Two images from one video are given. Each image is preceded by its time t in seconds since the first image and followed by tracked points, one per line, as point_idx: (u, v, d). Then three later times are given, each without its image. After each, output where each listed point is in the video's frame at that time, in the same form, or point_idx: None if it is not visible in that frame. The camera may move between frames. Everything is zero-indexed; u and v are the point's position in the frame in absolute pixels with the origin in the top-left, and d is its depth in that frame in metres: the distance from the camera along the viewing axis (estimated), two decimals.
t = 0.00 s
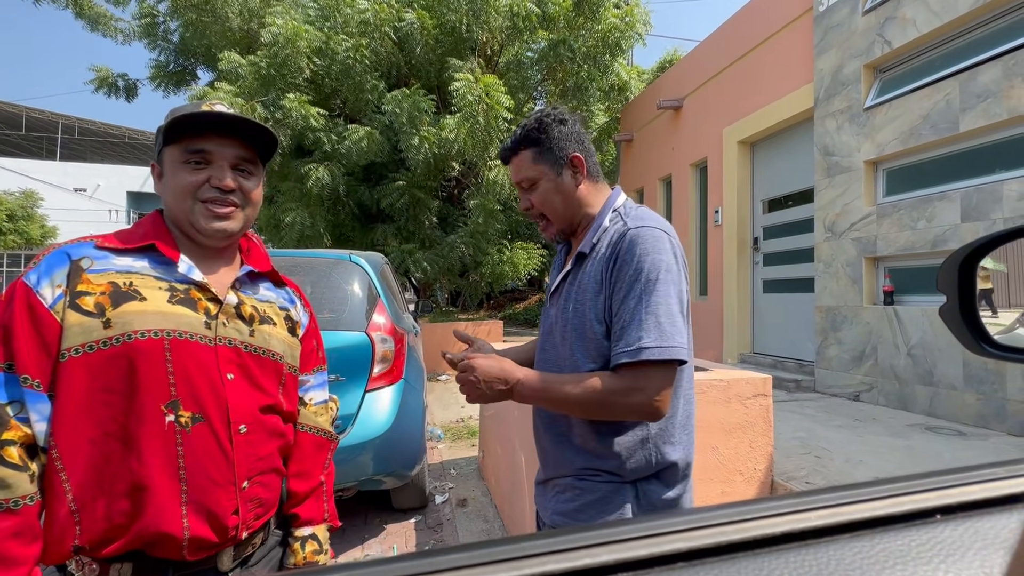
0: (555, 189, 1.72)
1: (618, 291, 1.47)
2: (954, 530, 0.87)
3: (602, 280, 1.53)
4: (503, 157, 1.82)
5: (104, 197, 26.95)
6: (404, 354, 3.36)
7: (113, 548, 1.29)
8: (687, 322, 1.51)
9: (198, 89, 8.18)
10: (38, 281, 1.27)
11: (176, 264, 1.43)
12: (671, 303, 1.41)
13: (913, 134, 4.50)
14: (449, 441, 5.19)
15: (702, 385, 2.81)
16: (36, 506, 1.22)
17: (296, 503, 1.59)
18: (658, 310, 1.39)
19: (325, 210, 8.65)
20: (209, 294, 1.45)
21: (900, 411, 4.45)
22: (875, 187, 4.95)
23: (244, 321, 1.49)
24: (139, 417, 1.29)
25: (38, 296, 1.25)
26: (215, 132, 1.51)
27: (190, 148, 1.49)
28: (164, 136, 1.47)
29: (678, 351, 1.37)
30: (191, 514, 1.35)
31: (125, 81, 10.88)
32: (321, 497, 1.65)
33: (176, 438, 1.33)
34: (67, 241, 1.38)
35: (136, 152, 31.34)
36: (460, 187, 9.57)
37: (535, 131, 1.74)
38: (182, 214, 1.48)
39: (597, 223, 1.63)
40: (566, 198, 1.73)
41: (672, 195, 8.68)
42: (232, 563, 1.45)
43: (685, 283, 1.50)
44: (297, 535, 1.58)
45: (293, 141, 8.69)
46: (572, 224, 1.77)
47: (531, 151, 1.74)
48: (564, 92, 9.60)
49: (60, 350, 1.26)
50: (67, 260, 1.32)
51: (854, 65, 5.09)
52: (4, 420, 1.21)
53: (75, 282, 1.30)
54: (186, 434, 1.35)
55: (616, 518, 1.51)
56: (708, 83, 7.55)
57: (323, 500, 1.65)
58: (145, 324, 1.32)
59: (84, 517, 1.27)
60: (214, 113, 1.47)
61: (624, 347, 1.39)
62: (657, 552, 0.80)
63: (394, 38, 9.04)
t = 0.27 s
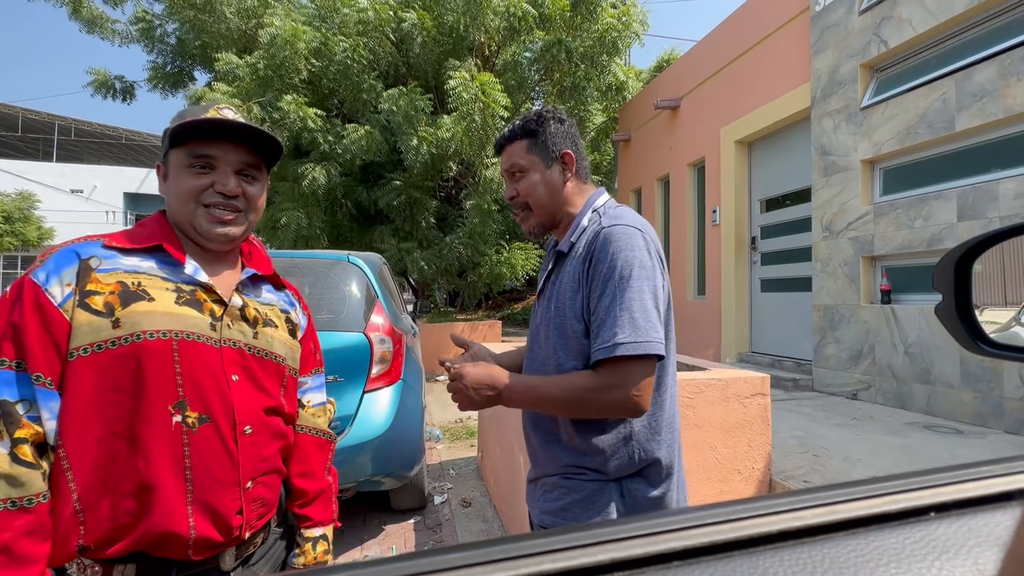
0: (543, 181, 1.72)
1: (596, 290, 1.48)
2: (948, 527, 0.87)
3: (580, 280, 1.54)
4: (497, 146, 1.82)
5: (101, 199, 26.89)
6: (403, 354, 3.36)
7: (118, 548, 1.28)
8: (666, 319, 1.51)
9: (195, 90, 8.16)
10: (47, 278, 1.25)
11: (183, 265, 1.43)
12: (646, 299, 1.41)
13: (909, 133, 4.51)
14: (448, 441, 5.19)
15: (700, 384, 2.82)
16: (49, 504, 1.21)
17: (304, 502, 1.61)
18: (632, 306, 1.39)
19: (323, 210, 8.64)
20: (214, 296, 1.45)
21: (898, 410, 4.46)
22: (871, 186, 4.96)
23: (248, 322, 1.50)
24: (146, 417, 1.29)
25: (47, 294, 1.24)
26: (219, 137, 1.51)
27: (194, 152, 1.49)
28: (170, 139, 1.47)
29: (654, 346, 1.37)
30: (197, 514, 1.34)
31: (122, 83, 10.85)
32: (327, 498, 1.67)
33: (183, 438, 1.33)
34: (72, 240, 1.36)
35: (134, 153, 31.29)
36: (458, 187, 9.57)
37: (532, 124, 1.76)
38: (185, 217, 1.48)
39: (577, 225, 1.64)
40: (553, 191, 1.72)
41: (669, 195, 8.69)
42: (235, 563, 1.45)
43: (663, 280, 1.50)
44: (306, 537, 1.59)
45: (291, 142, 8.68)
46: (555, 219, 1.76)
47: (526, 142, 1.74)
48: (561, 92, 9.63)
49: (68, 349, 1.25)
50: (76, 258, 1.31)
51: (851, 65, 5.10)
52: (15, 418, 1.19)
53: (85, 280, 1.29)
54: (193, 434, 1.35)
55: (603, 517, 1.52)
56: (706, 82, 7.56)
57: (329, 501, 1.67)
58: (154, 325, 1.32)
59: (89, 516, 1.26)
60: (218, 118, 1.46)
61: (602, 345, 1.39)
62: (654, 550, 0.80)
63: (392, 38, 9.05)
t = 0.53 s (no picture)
0: (515, 190, 1.77)
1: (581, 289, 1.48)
2: (945, 526, 0.88)
3: (566, 280, 1.55)
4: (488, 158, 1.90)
5: (99, 200, 26.84)
6: (402, 355, 3.36)
7: (123, 548, 1.28)
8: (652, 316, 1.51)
9: (193, 91, 8.15)
10: (52, 280, 1.25)
11: (187, 266, 1.43)
12: (630, 297, 1.41)
13: (906, 133, 4.52)
14: (447, 442, 5.19)
15: (699, 384, 2.83)
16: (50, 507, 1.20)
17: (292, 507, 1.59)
18: (616, 306, 1.39)
19: (321, 211, 8.64)
20: (219, 297, 1.45)
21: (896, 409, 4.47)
22: (869, 186, 4.97)
23: (252, 324, 1.50)
24: (153, 419, 1.28)
25: (52, 296, 1.24)
26: (228, 140, 1.52)
27: (203, 153, 1.50)
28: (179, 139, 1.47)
29: (639, 344, 1.37)
30: (201, 515, 1.34)
31: (120, 85, 10.84)
32: (314, 501, 1.65)
33: (188, 439, 1.33)
34: (77, 242, 1.36)
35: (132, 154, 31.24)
36: (456, 187, 9.58)
37: (509, 133, 1.80)
38: (192, 218, 1.48)
39: (564, 226, 1.65)
40: (524, 198, 1.76)
41: (668, 195, 8.70)
42: (237, 564, 1.44)
43: (648, 277, 1.51)
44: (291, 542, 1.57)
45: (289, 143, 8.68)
46: (532, 224, 1.80)
47: (503, 153, 1.81)
48: (559, 92, 9.64)
49: (74, 350, 1.25)
50: (81, 259, 1.31)
51: (848, 65, 5.12)
52: (19, 419, 1.19)
53: (91, 281, 1.29)
54: (199, 435, 1.34)
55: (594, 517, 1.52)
56: (703, 82, 7.57)
57: (315, 506, 1.65)
58: (160, 326, 1.31)
59: (94, 517, 1.25)
60: (229, 120, 1.47)
61: (587, 344, 1.39)
62: (654, 549, 0.80)
63: (391, 39, 9.06)
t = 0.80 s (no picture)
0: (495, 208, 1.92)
1: (529, 287, 1.53)
2: (943, 523, 0.89)
3: (520, 280, 1.60)
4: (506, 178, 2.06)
5: (97, 201, 26.80)
6: (401, 356, 3.36)
7: (127, 549, 1.27)
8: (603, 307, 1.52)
9: (191, 92, 8.14)
10: (52, 284, 1.24)
11: (187, 267, 1.43)
12: (567, 290, 1.43)
13: (904, 133, 4.53)
14: (446, 443, 5.19)
15: (698, 384, 2.83)
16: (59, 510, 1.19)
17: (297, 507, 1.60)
18: (550, 299, 1.43)
19: (319, 212, 8.63)
20: (218, 298, 1.45)
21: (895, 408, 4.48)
22: (867, 186, 4.98)
23: (252, 325, 1.50)
24: (154, 421, 1.28)
25: (52, 300, 1.23)
26: (228, 139, 1.52)
27: (203, 152, 1.50)
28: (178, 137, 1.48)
29: (576, 334, 1.38)
30: (204, 516, 1.34)
31: (118, 85, 10.83)
32: (320, 501, 1.66)
33: (189, 440, 1.33)
34: (75, 245, 1.35)
35: (130, 156, 31.21)
36: (455, 188, 9.58)
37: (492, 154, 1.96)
38: (189, 216, 1.48)
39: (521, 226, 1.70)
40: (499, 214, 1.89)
41: (666, 195, 8.71)
42: (240, 564, 1.44)
43: (593, 268, 1.52)
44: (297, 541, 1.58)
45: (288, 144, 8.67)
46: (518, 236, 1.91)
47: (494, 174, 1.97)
48: (557, 93, 9.66)
49: (76, 354, 1.24)
50: (80, 263, 1.30)
51: (845, 65, 5.13)
52: (23, 424, 1.18)
53: (91, 285, 1.28)
54: (200, 436, 1.34)
55: (572, 517, 1.53)
56: (701, 83, 7.58)
57: (321, 505, 1.65)
58: (161, 328, 1.31)
59: (98, 519, 1.25)
60: (229, 118, 1.48)
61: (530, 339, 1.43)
62: (653, 548, 0.81)
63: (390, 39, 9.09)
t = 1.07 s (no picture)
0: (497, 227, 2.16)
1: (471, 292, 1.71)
2: (935, 521, 0.89)
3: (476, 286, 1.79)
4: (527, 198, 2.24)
5: (95, 202, 26.75)
6: (399, 357, 3.36)
7: (128, 550, 1.27)
8: (527, 304, 1.62)
9: (189, 92, 8.12)
10: (50, 287, 1.24)
11: (185, 269, 1.42)
12: (481, 291, 1.59)
13: (902, 133, 4.55)
14: (445, 443, 5.19)
15: (696, 384, 2.83)
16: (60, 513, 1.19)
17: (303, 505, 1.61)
18: (469, 300, 1.60)
19: (318, 213, 8.62)
20: (217, 300, 1.45)
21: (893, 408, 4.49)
22: (865, 186, 4.99)
23: (251, 326, 1.50)
24: (154, 423, 1.27)
25: (51, 303, 1.22)
26: (226, 140, 1.53)
27: (200, 153, 1.51)
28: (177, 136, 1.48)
29: (478, 330, 1.53)
30: (205, 517, 1.34)
31: (116, 84, 10.81)
32: (326, 499, 1.67)
33: (189, 442, 1.32)
34: (73, 248, 1.35)
35: (128, 156, 31.16)
36: (453, 189, 9.58)
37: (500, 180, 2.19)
38: (184, 216, 1.48)
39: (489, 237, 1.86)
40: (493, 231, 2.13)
41: (664, 196, 8.72)
42: (240, 564, 1.44)
43: (517, 268, 1.63)
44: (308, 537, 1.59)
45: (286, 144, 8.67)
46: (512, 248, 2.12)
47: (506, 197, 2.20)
48: (556, 94, 9.67)
49: (75, 357, 1.23)
50: (78, 266, 1.29)
51: (843, 66, 5.14)
52: (23, 428, 1.18)
53: (89, 288, 1.28)
54: (200, 438, 1.34)
55: (529, 508, 1.62)
56: (699, 83, 7.59)
57: (328, 502, 1.67)
58: (161, 330, 1.31)
59: (99, 521, 1.25)
60: (226, 119, 1.48)
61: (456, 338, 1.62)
62: (648, 547, 0.82)
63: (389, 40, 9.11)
